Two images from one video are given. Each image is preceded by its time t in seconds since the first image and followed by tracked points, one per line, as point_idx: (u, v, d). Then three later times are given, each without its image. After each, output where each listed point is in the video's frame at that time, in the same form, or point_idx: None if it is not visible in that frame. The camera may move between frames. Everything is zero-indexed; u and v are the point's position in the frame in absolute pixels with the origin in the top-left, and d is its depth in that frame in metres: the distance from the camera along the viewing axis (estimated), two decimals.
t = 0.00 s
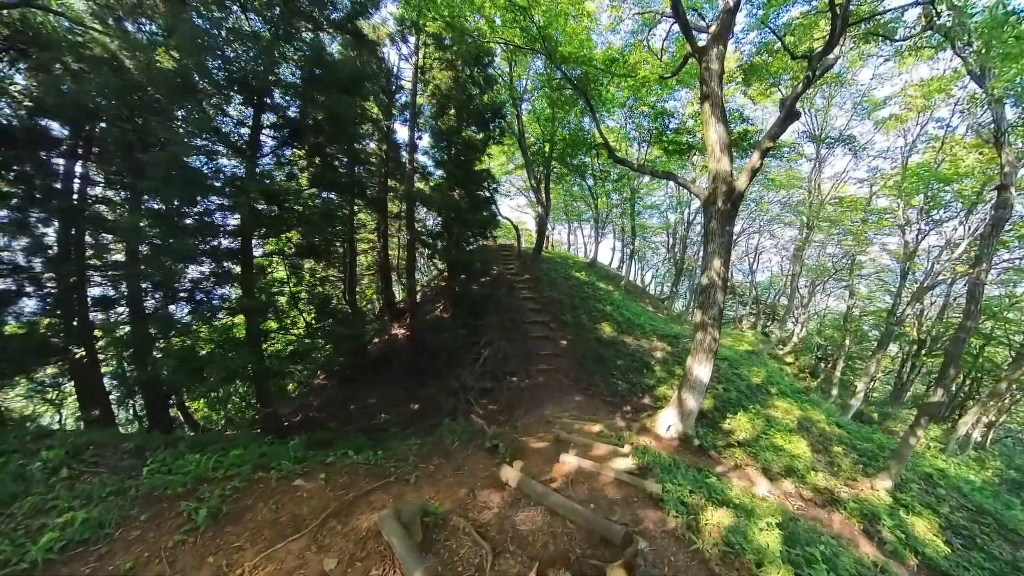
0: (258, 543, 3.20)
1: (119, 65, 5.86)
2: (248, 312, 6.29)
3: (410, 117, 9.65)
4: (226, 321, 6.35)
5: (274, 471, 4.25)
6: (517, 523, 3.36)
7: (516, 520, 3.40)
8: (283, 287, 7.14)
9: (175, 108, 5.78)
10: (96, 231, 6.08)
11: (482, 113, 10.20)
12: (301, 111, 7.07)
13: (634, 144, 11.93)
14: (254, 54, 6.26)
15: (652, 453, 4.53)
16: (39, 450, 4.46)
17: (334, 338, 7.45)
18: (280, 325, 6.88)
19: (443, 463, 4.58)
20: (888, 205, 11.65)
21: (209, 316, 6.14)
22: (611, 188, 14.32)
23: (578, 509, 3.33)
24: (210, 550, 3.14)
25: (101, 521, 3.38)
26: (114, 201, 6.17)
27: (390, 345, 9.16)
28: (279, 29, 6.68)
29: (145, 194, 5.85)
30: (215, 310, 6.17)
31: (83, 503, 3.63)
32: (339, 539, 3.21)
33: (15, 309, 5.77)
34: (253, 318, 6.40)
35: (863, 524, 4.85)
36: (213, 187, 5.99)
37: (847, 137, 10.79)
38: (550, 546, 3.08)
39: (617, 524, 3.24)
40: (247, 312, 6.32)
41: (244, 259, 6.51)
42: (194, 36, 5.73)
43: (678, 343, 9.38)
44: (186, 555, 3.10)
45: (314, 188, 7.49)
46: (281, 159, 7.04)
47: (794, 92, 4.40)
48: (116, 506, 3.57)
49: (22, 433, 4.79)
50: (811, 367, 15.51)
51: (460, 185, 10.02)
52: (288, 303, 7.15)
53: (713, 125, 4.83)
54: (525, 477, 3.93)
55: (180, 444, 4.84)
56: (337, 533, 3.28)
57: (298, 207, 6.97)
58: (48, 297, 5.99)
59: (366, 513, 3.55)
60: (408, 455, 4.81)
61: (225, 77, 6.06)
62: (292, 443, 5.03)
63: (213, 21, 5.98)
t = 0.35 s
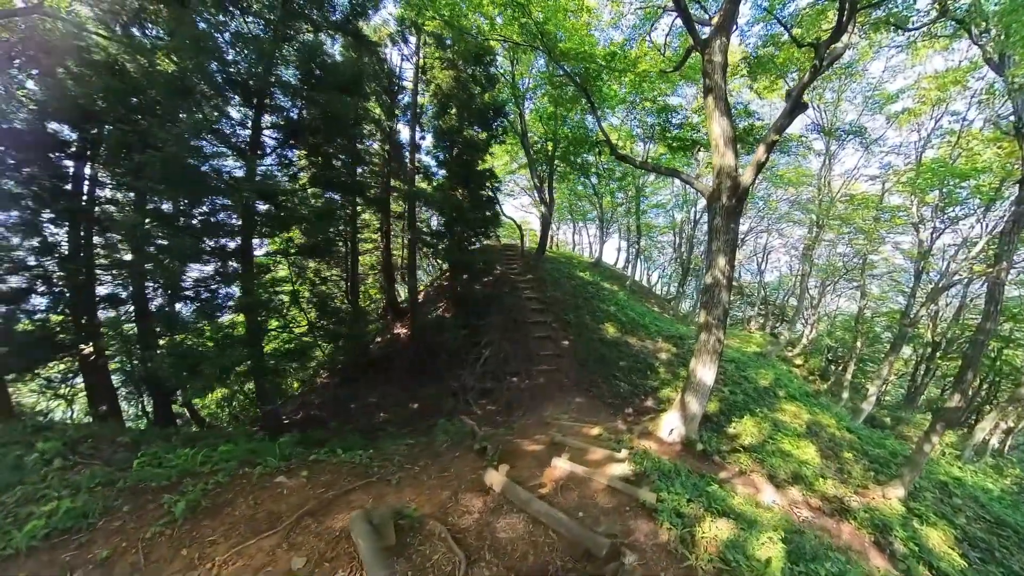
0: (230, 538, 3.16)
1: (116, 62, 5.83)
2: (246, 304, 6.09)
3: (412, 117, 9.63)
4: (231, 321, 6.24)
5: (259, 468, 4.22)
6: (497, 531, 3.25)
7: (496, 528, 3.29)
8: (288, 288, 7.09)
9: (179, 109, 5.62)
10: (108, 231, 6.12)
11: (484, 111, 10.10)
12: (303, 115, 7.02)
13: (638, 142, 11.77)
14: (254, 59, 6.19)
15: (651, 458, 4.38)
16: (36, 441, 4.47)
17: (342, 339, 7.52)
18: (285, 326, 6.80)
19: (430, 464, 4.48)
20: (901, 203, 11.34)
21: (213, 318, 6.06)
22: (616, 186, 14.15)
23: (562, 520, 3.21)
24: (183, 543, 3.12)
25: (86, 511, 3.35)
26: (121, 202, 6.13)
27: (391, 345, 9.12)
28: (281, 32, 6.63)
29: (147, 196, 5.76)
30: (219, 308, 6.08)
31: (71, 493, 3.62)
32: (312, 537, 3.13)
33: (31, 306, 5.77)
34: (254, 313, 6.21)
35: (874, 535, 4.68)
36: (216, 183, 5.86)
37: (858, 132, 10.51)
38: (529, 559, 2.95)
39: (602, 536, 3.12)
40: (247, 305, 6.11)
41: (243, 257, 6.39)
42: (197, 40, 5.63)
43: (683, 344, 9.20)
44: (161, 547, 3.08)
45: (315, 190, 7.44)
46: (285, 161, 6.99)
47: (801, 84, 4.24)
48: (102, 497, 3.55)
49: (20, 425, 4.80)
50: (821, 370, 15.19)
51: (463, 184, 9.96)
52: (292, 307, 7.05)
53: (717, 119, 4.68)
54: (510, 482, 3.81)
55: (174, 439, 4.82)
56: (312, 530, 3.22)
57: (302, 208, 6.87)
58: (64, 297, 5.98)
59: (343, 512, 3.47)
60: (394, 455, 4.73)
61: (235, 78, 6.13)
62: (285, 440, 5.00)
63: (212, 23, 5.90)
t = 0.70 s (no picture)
0: (203, 539, 3.11)
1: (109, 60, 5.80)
2: (239, 305, 5.99)
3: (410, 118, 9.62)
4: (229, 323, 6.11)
5: (240, 469, 4.15)
6: (473, 540, 3.17)
7: (473, 536, 3.21)
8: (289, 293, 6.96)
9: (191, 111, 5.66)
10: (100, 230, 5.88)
11: (481, 110, 10.02)
12: (302, 113, 6.94)
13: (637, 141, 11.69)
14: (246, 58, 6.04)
15: (645, 463, 4.28)
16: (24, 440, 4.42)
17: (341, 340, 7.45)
18: (281, 330, 6.72)
19: (414, 467, 4.38)
20: (903, 203, 11.25)
21: (208, 319, 5.90)
22: (615, 186, 14.07)
23: (540, 531, 3.11)
24: (156, 543, 3.08)
25: (66, 509, 3.31)
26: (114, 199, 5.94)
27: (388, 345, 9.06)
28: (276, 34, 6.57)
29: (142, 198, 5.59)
30: (216, 308, 5.90)
31: (55, 491, 3.56)
32: (285, 539, 3.08)
33: (27, 308, 5.85)
34: (248, 314, 6.12)
35: (874, 542, 4.59)
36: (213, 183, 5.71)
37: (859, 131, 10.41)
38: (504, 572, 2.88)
39: (580, 549, 3.03)
40: (241, 305, 6.02)
41: (238, 258, 6.26)
42: (190, 48, 5.51)
43: (683, 345, 9.10)
44: (136, 546, 3.03)
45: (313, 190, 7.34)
46: (283, 162, 6.94)
47: (799, 80, 4.14)
48: (84, 496, 3.50)
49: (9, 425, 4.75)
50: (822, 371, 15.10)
51: (462, 183, 9.89)
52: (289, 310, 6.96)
53: (714, 116, 4.59)
54: (491, 487, 3.70)
55: (164, 439, 4.76)
56: (286, 532, 3.16)
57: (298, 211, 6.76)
58: (61, 303, 6.06)
59: (320, 514, 3.41)
60: (377, 457, 4.63)
61: (232, 82, 6.07)
62: (273, 440, 4.94)
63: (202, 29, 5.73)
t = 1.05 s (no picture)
0: (163, 549, 2.96)
1: (94, 54, 5.68)
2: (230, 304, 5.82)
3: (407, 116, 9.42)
4: (224, 323, 5.95)
5: (210, 473, 3.99)
6: (450, 556, 3.01)
7: (450, 552, 3.05)
8: (278, 289, 6.88)
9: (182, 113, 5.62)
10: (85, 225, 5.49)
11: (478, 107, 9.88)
12: (298, 109, 6.84)
13: (637, 139, 11.55)
14: (241, 58, 5.99)
15: (642, 470, 4.15)
16: None
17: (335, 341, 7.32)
18: (270, 330, 6.63)
19: (394, 473, 4.22)
20: (906, 202, 11.10)
21: (200, 320, 5.70)
22: (614, 185, 13.93)
23: (522, 549, 2.97)
24: (112, 551, 2.94)
25: (28, 511, 3.20)
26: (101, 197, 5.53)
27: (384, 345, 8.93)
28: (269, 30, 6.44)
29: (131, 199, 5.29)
30: (211, 306, 5.66)
31: (23, 492, 3.45)
32: (248, 552, 2.93)
33: (21, 305, 5.67)
34: (237, 316, 6.01)
35: (881, 549, 4.44)
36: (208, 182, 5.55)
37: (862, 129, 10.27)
38: None
39: (566, 569, 2.88)
40: (232, 308, 5.91)
41: (229, 258, 6.10)
42: (183, 49, 5.42)
43: (683, 346, 8.94)
44: (94, 553, 2.90)
45: (309, 188, 7.30)
46: (277, 160, 6.81)
47: (804, 69, 3.99)
48: (51, 498, 3.39)
49: None
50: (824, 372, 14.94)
51: (459, 181, 9.73)
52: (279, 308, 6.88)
53: (715, 108, 4.45)
54: (472, 499, 3.54)
55: (145, 440, 4.63)
56: (250, 544, 3.02)
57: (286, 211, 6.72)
58: (55, 306, 5.81)
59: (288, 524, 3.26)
60: (354, 462, 4.47)
61: (227, 81, 6.01)
62: (253, 442, 4.80)
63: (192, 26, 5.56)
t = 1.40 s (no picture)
0: (121, 555, 2.85)
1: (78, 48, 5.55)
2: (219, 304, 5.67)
3: (404, 114, 9.29)
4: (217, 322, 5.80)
5: (181, 475, 3.86)
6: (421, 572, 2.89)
7: (422, 569, 2.91)
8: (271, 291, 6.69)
9: (169, 110, 5.55)
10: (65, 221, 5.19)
11: (474, 104, 9.74)
12: (292, 107, 6.71)
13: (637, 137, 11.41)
14: (231, 54, 5.86)
15: (638, 476, 4.01)
16: None
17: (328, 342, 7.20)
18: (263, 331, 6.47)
19: (375, 479, 4.08)
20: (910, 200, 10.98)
21: (188, 318, 5.57)
22: (614, 184, 13.79)
23: (499, 567, 2.83)
24: (69, 557, 2.82)
25: None
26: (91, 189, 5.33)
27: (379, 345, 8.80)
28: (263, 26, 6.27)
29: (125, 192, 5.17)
30: (205, 304, 5.53)
31: None
32: (208, 561, 2.82)
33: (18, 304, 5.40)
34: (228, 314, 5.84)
35: (887, 558, 4.31)
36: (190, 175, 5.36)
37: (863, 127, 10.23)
38: None
39: None
40: (223, 308, 5.77)
41: (219, 258, 5.98)
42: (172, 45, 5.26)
43: (683, 346, 8.81)
44: (50, 558, 2.80)
45: (305, 187, 7.17)
46: (271, 158, 6.67)
47: (806, 59, 3.85)
48: (15, 501, 3.28)
49: None
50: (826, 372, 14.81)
51: (456, 179, 9.60)
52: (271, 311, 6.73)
53: (715, 102, 4.32)
54: (451, 509, 3.41)
55: (125, 442, 4.51)
56: (211, 553, 2.90)
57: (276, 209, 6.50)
58: (47, 304, 5.55)
59: (257, 530, 3.15)
60: (332, 466, 4.32)
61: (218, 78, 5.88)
62: (235, 444, 4.68)
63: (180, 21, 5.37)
